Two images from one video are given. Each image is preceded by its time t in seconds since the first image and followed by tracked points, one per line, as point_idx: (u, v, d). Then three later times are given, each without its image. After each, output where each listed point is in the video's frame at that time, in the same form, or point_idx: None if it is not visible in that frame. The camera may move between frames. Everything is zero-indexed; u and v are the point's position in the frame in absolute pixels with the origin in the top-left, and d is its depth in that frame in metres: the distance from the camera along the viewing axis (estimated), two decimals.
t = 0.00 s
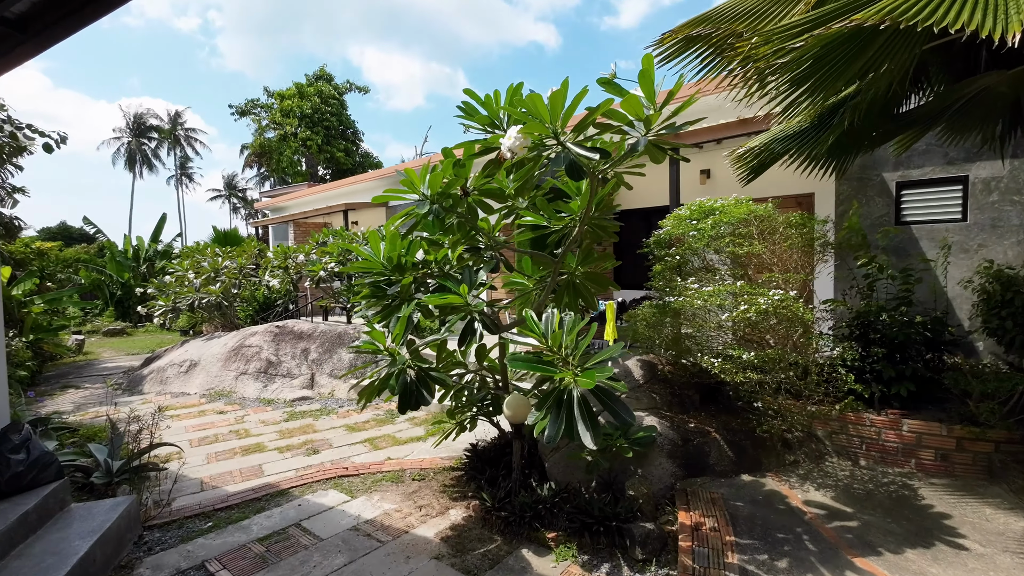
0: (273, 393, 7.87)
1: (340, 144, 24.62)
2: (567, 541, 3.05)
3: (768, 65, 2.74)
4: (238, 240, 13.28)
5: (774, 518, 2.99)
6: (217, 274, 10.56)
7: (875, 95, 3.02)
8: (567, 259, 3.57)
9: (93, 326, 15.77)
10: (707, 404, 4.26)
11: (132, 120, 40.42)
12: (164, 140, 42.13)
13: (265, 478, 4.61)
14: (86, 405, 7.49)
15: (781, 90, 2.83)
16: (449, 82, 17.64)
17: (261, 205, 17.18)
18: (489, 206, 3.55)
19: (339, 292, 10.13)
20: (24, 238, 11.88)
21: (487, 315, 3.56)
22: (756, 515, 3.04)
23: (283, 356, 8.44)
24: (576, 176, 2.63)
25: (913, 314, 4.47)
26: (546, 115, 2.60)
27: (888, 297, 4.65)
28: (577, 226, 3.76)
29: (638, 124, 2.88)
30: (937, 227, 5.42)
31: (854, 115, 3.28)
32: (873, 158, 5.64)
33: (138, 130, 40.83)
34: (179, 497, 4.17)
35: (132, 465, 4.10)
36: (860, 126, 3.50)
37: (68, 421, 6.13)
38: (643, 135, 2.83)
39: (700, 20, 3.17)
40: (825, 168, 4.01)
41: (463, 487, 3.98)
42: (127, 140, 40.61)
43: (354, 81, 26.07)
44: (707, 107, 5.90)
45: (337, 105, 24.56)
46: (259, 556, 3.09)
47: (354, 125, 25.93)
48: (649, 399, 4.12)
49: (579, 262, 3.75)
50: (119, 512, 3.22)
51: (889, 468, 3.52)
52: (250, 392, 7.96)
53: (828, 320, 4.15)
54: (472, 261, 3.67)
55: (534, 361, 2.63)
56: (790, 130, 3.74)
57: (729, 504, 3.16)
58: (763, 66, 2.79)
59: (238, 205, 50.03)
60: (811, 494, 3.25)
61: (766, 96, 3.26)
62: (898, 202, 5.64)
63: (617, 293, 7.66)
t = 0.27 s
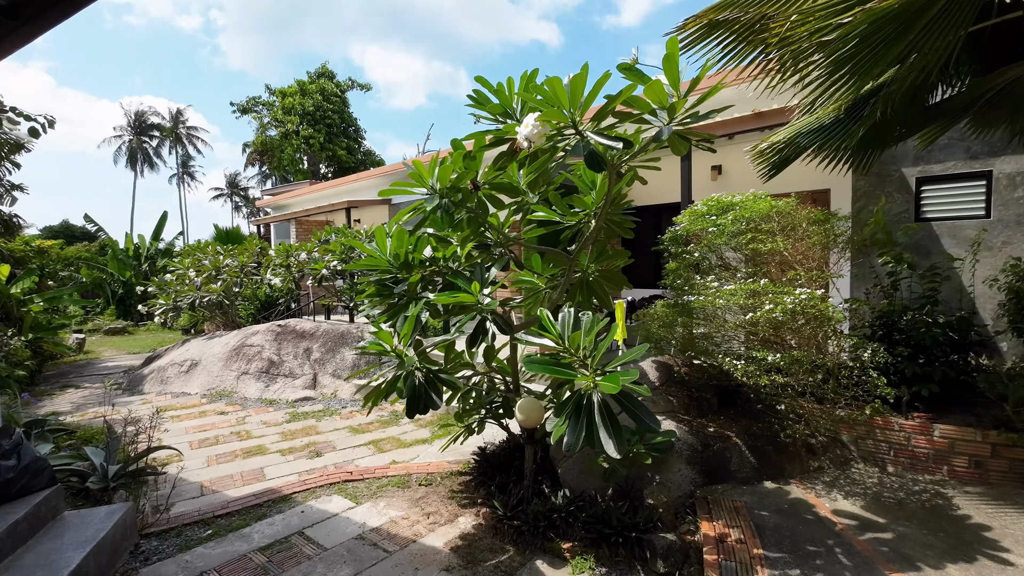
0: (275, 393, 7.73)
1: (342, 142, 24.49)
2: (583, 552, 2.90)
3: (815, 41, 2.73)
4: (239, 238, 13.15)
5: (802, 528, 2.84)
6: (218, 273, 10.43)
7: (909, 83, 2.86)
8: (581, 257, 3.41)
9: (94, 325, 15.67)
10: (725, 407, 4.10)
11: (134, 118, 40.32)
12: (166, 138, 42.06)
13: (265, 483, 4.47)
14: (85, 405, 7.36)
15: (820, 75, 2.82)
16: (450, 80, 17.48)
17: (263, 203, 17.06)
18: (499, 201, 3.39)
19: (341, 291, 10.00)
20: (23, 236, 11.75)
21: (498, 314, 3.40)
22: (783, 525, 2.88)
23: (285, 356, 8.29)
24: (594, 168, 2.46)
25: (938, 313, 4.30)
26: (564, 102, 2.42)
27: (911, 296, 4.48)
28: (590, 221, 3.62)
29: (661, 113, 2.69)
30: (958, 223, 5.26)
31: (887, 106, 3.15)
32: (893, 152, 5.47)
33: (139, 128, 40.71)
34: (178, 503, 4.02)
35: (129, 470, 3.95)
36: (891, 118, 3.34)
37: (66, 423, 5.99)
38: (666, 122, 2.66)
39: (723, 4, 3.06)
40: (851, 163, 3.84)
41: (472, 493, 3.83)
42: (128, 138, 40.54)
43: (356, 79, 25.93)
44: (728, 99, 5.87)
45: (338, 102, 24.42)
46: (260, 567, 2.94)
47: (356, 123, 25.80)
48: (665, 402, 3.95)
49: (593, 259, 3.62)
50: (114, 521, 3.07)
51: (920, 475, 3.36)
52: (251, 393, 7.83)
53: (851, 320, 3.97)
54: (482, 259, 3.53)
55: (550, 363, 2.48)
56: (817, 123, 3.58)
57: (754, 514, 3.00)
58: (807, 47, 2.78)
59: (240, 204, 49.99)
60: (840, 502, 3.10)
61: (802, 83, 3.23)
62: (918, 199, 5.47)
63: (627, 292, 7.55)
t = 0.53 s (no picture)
0: (278, 389, 7.59)
1: (345, 139, 24.36)
2: (603, 555, 2.73)
3: (861, 4, 2.58)
4: (242, 234, 13.01)
5: (837, 530, 2.66)
6: (220, 268, 10.30)
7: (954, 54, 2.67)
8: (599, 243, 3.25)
9: (97, 322, 15.59)
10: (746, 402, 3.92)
11: (137, 115, 40.27)
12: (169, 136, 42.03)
13: (268, 481, 4.32)
14: (85, 402, 7.24)
15: (873, 36, 2.68)
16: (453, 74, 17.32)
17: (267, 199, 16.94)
18: (513, 185, 3.22)
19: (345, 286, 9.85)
20: (24, 231, 11.62)
21: (512, 304, 3.23)
22: (817, 527, 2.71)
23: (288, 351, 8.14)
24: (619, 142, 2.29)
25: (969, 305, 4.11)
26: (588, 72, 2.26)
27: (940, 288, 4.29)
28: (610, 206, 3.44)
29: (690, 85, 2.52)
30: (984, 213, 5.07)
31: (930, 81, 2.92)
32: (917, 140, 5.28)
33: (142, 126, 40.65)
34: (177, 502, 3.87)
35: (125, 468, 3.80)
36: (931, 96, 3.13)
37: (64, 420, 5.85)
38: (696, 95, 2.48)
39: None
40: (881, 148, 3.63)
41: (483, 491, 3.66)
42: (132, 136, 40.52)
43: (359, 75, 25.79)
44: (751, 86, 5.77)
45: (342, 99, 24.28)
46: (261, 570, 2.78)
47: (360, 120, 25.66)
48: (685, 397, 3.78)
49: (608, 246, 3.47)
50: (107, 520, 2.92)
51: (957, 474, 3.18)
52: (254, 389, 7.69)
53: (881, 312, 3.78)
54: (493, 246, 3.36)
55: (571, 351, 2.30)
56: (849, 104, 3.35)
57: (784, 515, 2.83)
58: (852, 11, 2.63)
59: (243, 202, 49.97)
60: (874, 503, 2.92)
61: (849, 47, 3.09)
62: (942, 188, 5.28)
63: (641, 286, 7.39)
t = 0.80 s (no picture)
0: (284, 384, 7.44)
1: (351, 134, 24.22)
2: (634, 558, 2.55)
3: None
4: (247, 228, 12.87)
5: (889, 532, 2.46)
6: (225, 261, 10.16)
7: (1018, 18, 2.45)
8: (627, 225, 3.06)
9: (103, 318, 15.52)
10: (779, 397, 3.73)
11: (142, 113, 40.27)
12: (175, 133, 42.06)
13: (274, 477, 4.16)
14: (89, 396, 7.11)
15: None
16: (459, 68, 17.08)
17: (274, 194, 16.92)
18: (534, 164, 3.03)
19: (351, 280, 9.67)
20: (28, 225, 11.52)
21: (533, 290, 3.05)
22: (866, 529, 2.51)
23: (294, 345, 7.98)
24: (657, 106, 2.13)
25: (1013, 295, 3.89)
26: (626, 28, 2.08)
27: (979, 277, 4.08)
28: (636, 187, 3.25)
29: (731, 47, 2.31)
30: (1022, 200, 4.83)
31: (990, 48, 2.70)
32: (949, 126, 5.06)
33: (147, 123, 40.64)
34: (180, 499, 3.71)
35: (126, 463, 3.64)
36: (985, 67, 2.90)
37: (67, 414, 5.71)
38: (740, 56, 2.28)
39: None
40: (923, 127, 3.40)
41: (500, 489, 3.49)
42: (137, 133, 40.58)
43: (365, 70, 25.65)
44: (779, 66, 5.59)
45: (347, 94, 24.13)
46: (268, 571, 2.61)
47: (365, 115, 25.52)
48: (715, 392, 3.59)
49: (634, 230, 3.28)
50: (105, 518, 2.75)
51: (1008, 472, 2.98)
52: (260, 384, 7.54)
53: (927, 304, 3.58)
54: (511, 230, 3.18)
55: (606, 335, 2.11)
56: (892, 79, 3.10)
57: (829, 515, 2.63)
58: None
59: (248, 199, 50.02)
60: (924, 503, 2.72)
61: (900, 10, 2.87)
62: (976, 174, 5.05)
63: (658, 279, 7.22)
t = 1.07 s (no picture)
0: (290, 384, 7.27)
1: (356, 132, 24.09)
2: None
3: None
4: (252, 225, 12.72)
5: (953, 553, 2.26)
6: (231, 259, 10.01)
7: None
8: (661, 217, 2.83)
9: (108, 316, 15.43)
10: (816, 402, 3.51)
11: (148, 111, 40.27)
12: (180, 132, 42.07)
13: (281, 483, 3.98)
14: (91, 396, 6.96)
15: None
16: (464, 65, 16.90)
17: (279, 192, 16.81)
18: (560, 153, 2.82)
19: (358, 279, 9.50)
20: (32, 222, 11.40)
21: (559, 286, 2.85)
22: (926, 548, 2.30)
23: (301, 345, 7.80)
24: (710, 80, 1.89)
25: None
26: None
27: None
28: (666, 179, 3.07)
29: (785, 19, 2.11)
30: None
31: None
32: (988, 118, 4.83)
33: (152, 121, 40.66)
34: (183, 507, 3.53)
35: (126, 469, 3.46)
36: None
37: (68, 415, 5.55)
38: (796, 29, 2.09)
39: None
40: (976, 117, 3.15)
41: (520, 498, 3.29)
42: (142, 131, 40.60)
43: (370, 67, 25.53)
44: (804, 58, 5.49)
45: (353, 91, 23.99)
46: None
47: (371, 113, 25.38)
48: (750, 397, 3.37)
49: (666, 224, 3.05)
50: (103, 530, 2.57)
51: None
52: (266, 383, 7.37)
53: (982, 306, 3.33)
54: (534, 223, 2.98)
55: (652, 336, 1.90)
56: (948, 59, 2.84)
57: (883, 532, 2.43)
58: None
59: (252, 197, 50.01)
60: (985, 519, 2.51)
61: None
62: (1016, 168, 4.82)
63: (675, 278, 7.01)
